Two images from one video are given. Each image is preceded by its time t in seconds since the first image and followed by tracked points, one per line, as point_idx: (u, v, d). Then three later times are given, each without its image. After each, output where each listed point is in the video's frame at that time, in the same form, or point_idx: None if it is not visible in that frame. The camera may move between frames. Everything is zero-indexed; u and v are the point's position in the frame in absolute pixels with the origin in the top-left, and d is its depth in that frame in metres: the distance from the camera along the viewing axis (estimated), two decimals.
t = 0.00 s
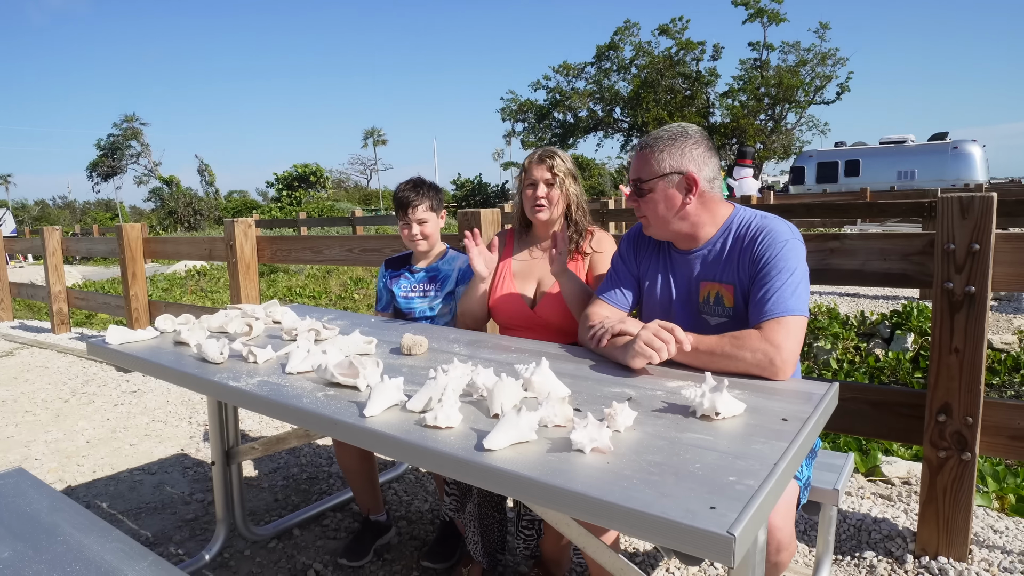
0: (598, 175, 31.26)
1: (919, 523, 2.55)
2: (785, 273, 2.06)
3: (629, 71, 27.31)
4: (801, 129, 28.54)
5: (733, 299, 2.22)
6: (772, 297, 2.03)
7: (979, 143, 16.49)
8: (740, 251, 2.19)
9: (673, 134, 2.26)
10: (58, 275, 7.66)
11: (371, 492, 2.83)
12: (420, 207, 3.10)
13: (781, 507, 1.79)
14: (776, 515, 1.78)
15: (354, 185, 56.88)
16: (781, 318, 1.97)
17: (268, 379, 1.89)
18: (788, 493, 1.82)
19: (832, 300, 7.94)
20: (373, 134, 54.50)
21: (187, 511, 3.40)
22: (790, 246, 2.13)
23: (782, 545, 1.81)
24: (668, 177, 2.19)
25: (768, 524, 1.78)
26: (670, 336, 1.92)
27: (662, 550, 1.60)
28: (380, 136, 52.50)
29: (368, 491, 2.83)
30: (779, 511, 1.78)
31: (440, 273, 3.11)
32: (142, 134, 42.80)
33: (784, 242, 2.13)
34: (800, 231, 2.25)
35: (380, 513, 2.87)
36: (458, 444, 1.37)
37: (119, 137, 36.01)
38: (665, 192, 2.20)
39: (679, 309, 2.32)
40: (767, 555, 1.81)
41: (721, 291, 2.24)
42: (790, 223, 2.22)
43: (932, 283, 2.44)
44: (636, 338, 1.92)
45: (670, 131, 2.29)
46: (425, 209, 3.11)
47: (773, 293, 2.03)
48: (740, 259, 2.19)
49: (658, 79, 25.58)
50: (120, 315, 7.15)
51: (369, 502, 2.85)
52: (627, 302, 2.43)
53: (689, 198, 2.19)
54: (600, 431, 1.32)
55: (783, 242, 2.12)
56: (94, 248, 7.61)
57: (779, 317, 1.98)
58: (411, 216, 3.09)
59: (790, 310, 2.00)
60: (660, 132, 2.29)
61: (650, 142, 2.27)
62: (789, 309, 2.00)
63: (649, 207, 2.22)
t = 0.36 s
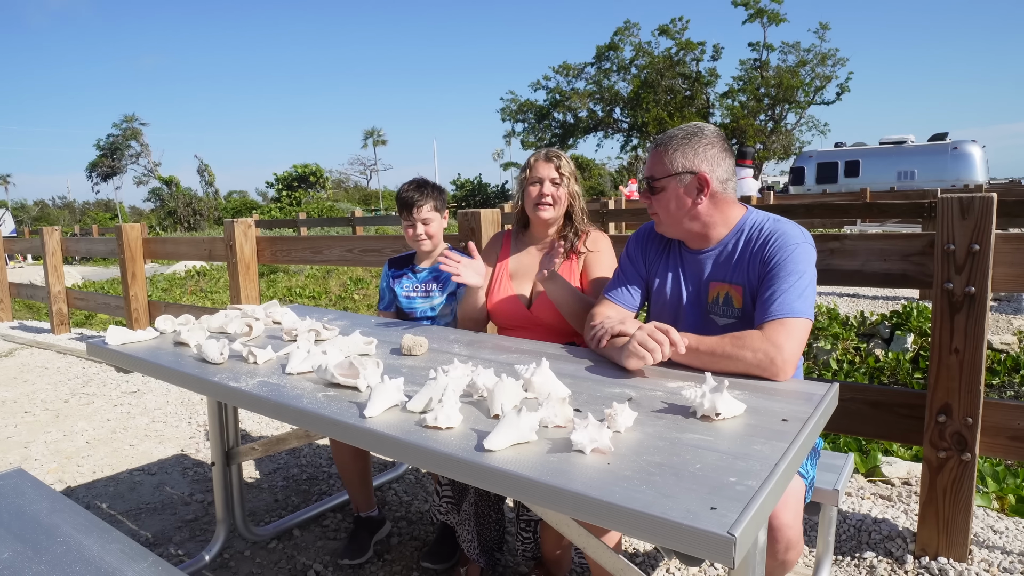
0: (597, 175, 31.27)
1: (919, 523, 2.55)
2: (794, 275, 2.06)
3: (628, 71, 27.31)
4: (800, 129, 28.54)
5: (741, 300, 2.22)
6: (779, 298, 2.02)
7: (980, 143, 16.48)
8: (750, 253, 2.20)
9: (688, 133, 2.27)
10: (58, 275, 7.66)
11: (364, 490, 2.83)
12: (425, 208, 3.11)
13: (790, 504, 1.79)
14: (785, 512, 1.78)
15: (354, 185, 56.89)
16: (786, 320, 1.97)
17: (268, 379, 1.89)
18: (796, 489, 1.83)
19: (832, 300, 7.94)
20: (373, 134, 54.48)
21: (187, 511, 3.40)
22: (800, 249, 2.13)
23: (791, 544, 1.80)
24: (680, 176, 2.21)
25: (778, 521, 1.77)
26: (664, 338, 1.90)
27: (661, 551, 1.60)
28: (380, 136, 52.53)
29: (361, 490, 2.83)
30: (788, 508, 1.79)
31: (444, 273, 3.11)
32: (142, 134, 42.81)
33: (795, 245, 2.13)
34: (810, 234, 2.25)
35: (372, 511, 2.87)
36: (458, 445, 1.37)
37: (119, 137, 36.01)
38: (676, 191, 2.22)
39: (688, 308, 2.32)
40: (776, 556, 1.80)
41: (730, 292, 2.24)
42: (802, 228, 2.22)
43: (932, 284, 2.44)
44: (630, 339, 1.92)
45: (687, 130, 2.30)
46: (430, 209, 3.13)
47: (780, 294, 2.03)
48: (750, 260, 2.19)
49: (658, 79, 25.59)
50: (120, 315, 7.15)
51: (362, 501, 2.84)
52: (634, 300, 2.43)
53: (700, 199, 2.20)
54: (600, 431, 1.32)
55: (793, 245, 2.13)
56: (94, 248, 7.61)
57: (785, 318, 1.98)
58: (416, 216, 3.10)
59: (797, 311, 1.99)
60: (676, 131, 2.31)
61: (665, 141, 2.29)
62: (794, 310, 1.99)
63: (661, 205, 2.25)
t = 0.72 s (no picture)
0: (597, 174, 31.26)
1: (921, 520, 2.55)
2: (800, 274, 2.05)
3: (628, 70, 27.29)
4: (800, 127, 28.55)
5: (747, 297, 2.22)
6: (785, 296, 2.02)
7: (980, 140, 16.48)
8: (758, 250, 2.19)
9: (700, 129, 2.27)
10: (59, 277, 7.67)
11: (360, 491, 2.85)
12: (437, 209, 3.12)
13: (796, 500, 1.79)
14: (792, 509, 1.78)
15: (354, 185, 56.90)
16: (791, 318, 1.96)
17: (269, 380, 1.89)
18: (802, 485, 1.83)
19: (832, 298, 7.94)
20: (373, 134, 54.52)
21: (188, 512, 3.40)
22: (807, 249, 2.12)
23: (798, 541, 1.80)
24: (689, 170, 2.21)
25: (783, 516, 1.78)
26: (660, 338, 1.92)
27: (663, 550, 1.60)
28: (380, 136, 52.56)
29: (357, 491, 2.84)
30: (794, 504, 1.79)
31: (444, 271, 3.11)
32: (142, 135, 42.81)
33: (803, 244, 2.13)
34: (818, 233, 2.24)
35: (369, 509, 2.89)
36: (459, 444, 1.37)
37: (119, 138, 36.01)
38: (685, 185, 2.23)
39: (695, 304, 2.32)
40: (782, 552, 1.80)
41: (737, 289, 2.24)
42: (811, 227, 2.22)
43: (933, 281, 2.44)
44: (626, 338, 1.93)
45: (699, 125, 2.30)
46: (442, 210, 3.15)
47: (785, 292, 2.03)
48: (758, 257, 2.19)
49: (657, 78, 25.58)
50: (121, 316, 7.16)
51: (357, 500, 2.86)
52: (642, 296, 2.42)
53: (709, 194, 2.20)
54: (601, 430, 1.32)
55: (801, 244, 2.13)
56: (94, 249, 7.62)
57: (789, 316, 1.97)
58: (428, 216, 3.10)
59: (801, 310, 1.99)
60: (689, 126, 2.32)
61: (677, 136, 2.30)
62: (799, 309, 1.99)
63: (670, 198, 2.26)
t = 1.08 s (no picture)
0: (598, 172, 31.23)
1: (921, 516, 2.55)
2: (799, 270, 2.05)
3: (628, 67, 27.25)
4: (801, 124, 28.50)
5: (747, 293, 2.21)
6: (784, 292, 2.02)
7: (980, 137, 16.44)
8: (757, 246, 2.19)
9: (702, 123, 2.26)
10: (59, 276, 7.67)
11: (360, 489, 2.85)
12: (430, 209, 3.10)
13: (803, 494, 1.78)
14: (798, 503, 1.77)
15: (354, 184, 56.88)
16: (790, 314, 1.96)
17: (269, 377, 1.89)
18: (808, 479, 1.82)
19: (833, 295, 7.93)
20: (372, 132, 54.54)
21: (189, 510, 3.40)
22: (807, 245, 2.12)
23: (804, 535, 1.79)
24: (691, 165, 2.21)
25: (790, 510, 1.77)
26: (659, 335, 1.92)
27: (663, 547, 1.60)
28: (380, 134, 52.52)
29: (357, 489, 2.84)
30: (800, 498, 1.78)
31: (443, 268, 3.11)
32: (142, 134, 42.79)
33: (801, 239, 2.12)
34: (817, 229, 2.24)
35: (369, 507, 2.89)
36: (458, 441, 1.36)
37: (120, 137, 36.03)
38: (687, 180, 2.22)
39: (694, 301, 2.32)
40: (788, 546, 1.80)
41: (736, 284, 2.23)
42: (810, 223, 2.21)
43: (933, 277, 2.43)
44: (625, 334, 1.93)
45: (700, 120, 2.29)
46: (435, 209, 3.13)
47: (784, 288, 2.03)
48: (757, 253, 2.19)
49: (658, 75, 25.53)
50: (121, 315, 7.16)
51: (357, 498, 2.86)
52: (641, 293, 2.43)
53: (711, 188, 2.20)
54: (600, 427, 1.32)
55: (800, 240, 2.12)
56: (95, 248, 7.63)
57: (788, 312, 1.97)
58: (421, 216, 3.09)
59: (800, 306, 1.98)
60: (689, 121, 2.31)
61: (678, 130, 2.29)
62: (798, 305, 1.98)
63: (671, 193, 2.25)
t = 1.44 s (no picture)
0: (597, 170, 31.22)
1: (920, 516, 2.55)
2: (797, 269, 2.05)
3: (628, 65, 27.22)
4: (801, 123, 28.49)
5: (744, 292, 2.21)
6: (782, 291, 2.01)
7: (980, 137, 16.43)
8: (755, 244, 2.19)
9: (701, 120, 2.29)
10: (58, 272, 7.67)
11: (361, 485, 2.84)
12: (425, 200, 3.10)
13: (800, 494, 1.78)
14: (795, 502, 1.77)
15: (354, 181, 56.86)
16: (787, 312, 1.96)
17: (267, 375, 1.89)
18: (806, 478, 1.82)
19: (832, 294, 7.94)
20: (372, 130, 54.56)
21: (188, 507, 3.40)
22: (804, 243, 2.11)
23: (801, 535, 1.80)
24: (714, 156, 2.21)
25: (787, 510, 1.77)
26: (657, 332, 1.91)
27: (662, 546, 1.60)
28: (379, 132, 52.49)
29: (358, 485, 2.83)
30: (797, 498, 1.78)
31: (443, 266, 3.10)
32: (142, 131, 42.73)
33: (799, 238, 2.12)
34: (815, 228, 2.23)
35: (370, 505, 2.89)
36: (457, 439, 1.36)
37: (120, 134, 35.97)
38: (710, 169, 2.20)
39: (693, 300, 2.31)
40: (785, 546, 1.80)
41: (733, 283, 2.23)
42: (807, 221, 2.21)
43: (933, 277, 2.43)
44: (624, 332, 1.93)
45: (694, 118, 2.32)
46: (431, 201, 3.12)
47: (782, 287, 2.02)
48: (754, 252, 2.19)
49: (658, 73, 25.52)
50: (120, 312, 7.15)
51: (358, 495, 2.86)
52: (640, 292, 2.42)
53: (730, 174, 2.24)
54: (600, 426, 1.31)
55: (797, 239, 2.12)
56: (94, 245, 7.61)
57: (786, 310, 1.97)
58: (416, 208, 3.08)
59: (798, 305, 1.98)
60: (684, 120, 2.32)
61: (682, 127, 2.28)
62: (797, 304, 1.98)
63: (699, 185, 2.19)
